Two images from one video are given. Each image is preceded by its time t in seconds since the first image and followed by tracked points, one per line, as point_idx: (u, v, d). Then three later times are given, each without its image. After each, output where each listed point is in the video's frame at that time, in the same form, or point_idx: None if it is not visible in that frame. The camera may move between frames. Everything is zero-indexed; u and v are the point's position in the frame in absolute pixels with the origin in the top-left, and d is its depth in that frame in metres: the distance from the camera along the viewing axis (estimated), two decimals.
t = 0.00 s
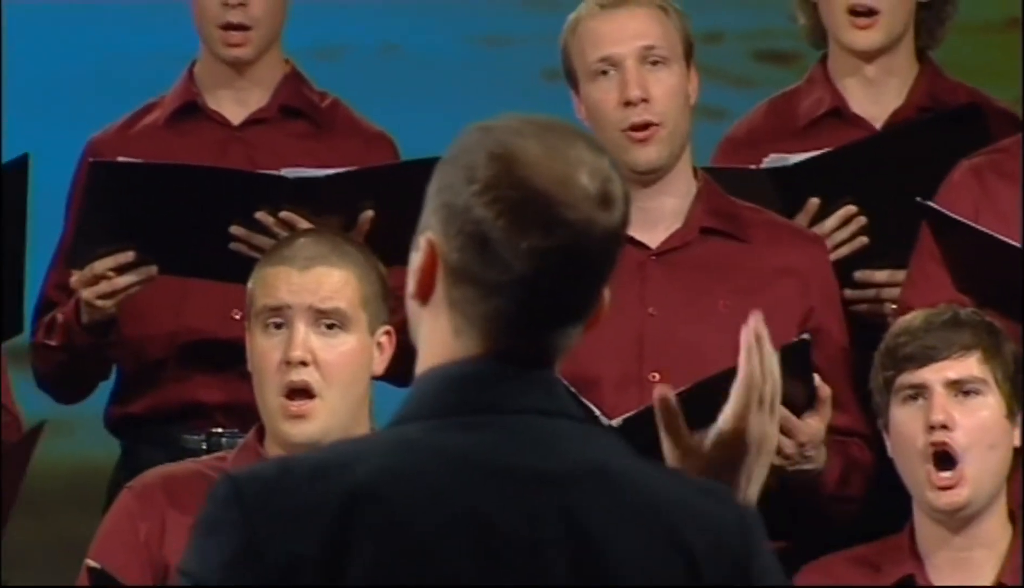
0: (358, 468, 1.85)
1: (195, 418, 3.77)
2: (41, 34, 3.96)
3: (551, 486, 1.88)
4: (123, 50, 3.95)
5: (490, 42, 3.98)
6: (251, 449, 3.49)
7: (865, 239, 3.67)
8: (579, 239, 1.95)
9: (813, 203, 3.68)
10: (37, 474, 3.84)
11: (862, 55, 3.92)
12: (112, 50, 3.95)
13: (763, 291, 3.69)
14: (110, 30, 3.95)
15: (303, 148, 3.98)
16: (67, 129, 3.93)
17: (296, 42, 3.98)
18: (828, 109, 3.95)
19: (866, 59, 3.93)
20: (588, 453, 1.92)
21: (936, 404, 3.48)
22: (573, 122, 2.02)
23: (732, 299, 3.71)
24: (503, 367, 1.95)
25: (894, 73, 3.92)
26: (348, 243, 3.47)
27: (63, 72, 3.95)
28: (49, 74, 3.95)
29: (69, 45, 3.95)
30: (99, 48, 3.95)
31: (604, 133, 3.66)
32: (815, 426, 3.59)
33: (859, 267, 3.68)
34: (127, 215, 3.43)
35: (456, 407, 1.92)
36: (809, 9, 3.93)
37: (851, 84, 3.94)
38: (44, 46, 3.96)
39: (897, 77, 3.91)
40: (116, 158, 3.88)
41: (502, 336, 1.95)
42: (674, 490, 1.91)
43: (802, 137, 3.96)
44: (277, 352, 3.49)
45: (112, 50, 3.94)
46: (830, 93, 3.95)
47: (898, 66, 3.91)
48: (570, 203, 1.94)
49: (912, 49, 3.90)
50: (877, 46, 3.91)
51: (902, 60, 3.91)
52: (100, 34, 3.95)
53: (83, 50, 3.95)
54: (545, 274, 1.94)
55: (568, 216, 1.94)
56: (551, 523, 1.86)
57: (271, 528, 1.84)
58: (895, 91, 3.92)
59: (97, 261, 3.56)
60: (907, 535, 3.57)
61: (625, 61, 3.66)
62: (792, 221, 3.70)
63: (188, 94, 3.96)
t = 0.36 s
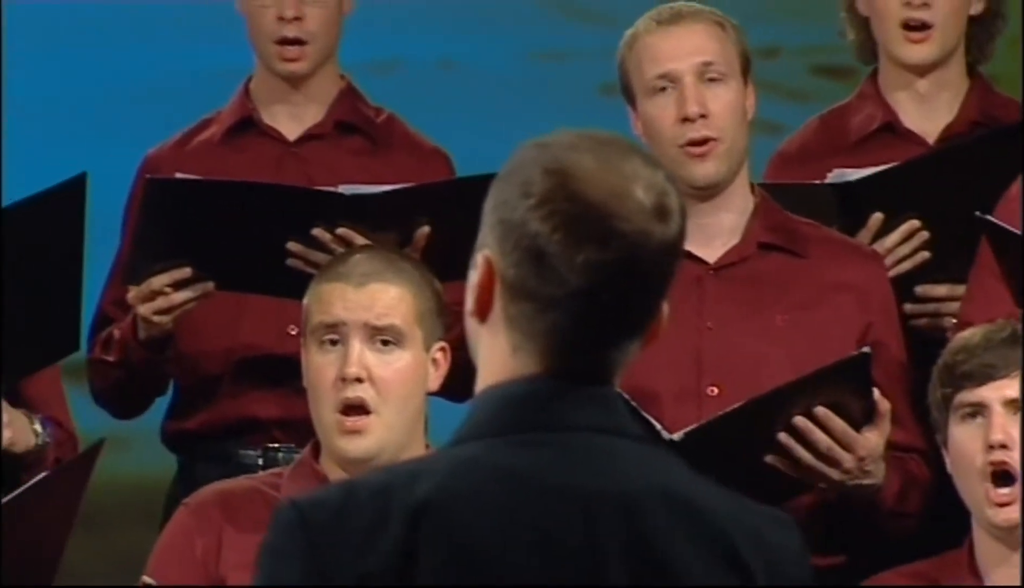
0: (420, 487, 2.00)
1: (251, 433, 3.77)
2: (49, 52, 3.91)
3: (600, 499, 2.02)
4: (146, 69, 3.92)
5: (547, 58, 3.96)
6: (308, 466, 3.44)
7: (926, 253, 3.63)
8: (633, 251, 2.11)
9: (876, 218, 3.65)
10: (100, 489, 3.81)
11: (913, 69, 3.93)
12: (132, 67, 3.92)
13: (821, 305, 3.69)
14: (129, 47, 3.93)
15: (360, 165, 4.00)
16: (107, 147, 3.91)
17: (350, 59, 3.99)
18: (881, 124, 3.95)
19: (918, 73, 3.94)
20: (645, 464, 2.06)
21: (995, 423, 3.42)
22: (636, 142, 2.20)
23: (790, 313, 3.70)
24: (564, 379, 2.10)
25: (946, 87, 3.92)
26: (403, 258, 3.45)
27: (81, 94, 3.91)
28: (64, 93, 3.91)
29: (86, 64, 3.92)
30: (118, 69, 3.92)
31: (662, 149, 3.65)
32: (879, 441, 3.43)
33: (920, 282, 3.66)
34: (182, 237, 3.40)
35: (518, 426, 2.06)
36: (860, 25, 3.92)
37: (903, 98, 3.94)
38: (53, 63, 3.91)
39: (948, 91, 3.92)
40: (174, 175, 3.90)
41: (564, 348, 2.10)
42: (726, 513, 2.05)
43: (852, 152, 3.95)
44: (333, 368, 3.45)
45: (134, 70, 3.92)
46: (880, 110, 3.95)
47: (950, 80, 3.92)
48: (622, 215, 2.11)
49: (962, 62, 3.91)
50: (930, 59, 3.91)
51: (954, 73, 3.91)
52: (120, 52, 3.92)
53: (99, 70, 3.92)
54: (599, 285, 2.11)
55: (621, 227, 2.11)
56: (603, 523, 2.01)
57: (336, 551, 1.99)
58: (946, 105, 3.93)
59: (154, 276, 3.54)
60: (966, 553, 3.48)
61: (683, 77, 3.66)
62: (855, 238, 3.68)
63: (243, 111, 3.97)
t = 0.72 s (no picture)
0: (468, 501, 1.94)
1: (305, 449, 3.76)
2: (86, 66, 4.25)
3: (645, 512, 1.96)
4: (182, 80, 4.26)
5: (606, 74, 4.18)
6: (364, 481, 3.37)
7: (984, 269, 3.56)
8: (671, 257, 2.07)
9: (934, 233, 3.60)
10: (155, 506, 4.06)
11: (964, 85, 3.91)
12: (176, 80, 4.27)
13: (879, 321, 3.68)
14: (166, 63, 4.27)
15: (416, 179, 3.97)
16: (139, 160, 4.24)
17: (408, 74, 4.10)
18: (934, 140, 3.97)
19: (969, 89, 3.92)
20: (694, 476, 2.00)
21: None
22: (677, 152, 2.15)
23: (847, 329, 3.69)
24: (610, 391, 2.05)
25: (997, 103, 3.91)
26: (457, 272, 3.48)
27: (123, 103, 4.25)
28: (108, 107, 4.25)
29: (122, 76, 4.25)
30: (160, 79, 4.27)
31: (718, 161, 3.66)
32: (937, 457, 3.37)
33: (975, 298, 3.64)
34: (238, 252, 3.41)
35: (566, 440, 2.01)
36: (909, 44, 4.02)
37: (954, 114, 3.95)
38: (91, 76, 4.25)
39: (1000, 107, 3.91)
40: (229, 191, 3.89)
41: (609, 360, 2.05)
42: (778, 522, 1.99)
43: (903, 169, 4.00)
44: (387, 382, 3.41)
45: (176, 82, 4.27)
46: (932, 127, 3.96)
47: (1001, 97, 3.90)
48: (660, 221, 2.07)
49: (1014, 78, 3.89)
50: (981, 77, 3.87)
51: (1005, 89, 3.89)
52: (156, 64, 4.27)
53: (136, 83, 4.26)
54: (639, 292, 2.06)
55: (660, 234, 2.07)
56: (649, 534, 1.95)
57: (388, 562, 1.94)
58: (998, 121, 3.92)
59: (209, 292, 3.53)
60: None
61: (738, 90, 3.67)
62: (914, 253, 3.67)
63: (299, 126, 3.97)
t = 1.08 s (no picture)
0: (520, 520, 1.91)
1: (364, 464, 3.78)
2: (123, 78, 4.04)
3: (696, 528, 1.92)
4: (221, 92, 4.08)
5: (659, 88, 4.09)
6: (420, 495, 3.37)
7: None
8: (717, 268, 2.04)
9: (988, 251, 3.71)
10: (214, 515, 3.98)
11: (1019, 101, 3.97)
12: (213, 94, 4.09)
13: (937, 336, 3.67)
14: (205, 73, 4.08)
15: (472, 196, 3.99)
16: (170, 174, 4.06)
17: (463, 88, 4.06)
18: (987, 156, 4.00)
19: None
20: (745, 490, 1.97)
21: None
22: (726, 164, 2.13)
23: (905, 343, 3.68)
24: (659, 404, 2.02)
25: None
26: (514, 287, 3.47)
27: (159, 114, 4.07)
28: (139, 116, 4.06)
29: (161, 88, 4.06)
30: (196, 89, 4.08)
31: (775, 175, 3.68)
32: (995, 471, 3.35)
33: None
34: (296, 268, 3.41)
35: (620, 455, 1.99)
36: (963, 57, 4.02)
37: (1009, 128, 4.00)
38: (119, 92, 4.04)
39: None
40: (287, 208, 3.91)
41: (657, 373, 2.03)
42: (835, 533, 1.95)
43: (958, 186, 4.02)
44: (444, 399, 3.39)
45: (217, 93, 4.08)
46: (987, 143, 4.00)
47: None
48: (705, 232, 2.04)
49: None
50: None
51: None
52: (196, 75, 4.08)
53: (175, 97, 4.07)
54: (687, 303, 2.03)
55: (706, 244, 2.04)
56: (700, 548, 1.91)
57: (443, 574, 1.91)
58: None
59: (267, 308, 3.54)
60: None
61: (793, 101, 3.67)
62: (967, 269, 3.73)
63: (356, 142, 3.98)
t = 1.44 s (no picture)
0: (577, 533, 1.94)
1: (421, 477, 3.78)
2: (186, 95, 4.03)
3: (749, 538, 1.94)
4: (289, 110, 4.06)
5: (716, 102, 4.07)
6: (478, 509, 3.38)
7: None
8: (769, 278, 2.04)
9: None
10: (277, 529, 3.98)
11: None
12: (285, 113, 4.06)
13: (996, 349, 3.67)
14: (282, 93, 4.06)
15: (531, 209, 3.97)
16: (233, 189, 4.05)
17: (522, 104, 4.03)
18: None
19: None
20: (799, 501, 1.98)
21: None
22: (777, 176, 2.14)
23: (964, 356, 3.68)
24: (712, 416, 2.03)
25: None
26: (572, 301, 3.48)
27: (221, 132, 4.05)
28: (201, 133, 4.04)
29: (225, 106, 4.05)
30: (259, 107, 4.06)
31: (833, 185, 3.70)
32: None
33: None
34: (353, 282, 3.43)
35: (674, 466, 1.99)
36: None
37: None
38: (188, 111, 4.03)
39: None
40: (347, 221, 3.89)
41: (710, 386, 2.03)
42: (887, 541, 1.96)
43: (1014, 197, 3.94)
44: (501, 413, 3.39)
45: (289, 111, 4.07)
46: None
47: None
48: (757, 243, 2.05)
49: None
50: None
51: None
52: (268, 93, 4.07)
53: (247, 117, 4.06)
54: (739, 315, 2.04)
55: (757, 255, 2.04)
56: (751, 557, 1.93)
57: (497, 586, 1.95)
58: None
59: (326, 321, 3.55)
60: None
61: (851, 113, 3.68)
62: None
63: (415, 155, 3.97)
